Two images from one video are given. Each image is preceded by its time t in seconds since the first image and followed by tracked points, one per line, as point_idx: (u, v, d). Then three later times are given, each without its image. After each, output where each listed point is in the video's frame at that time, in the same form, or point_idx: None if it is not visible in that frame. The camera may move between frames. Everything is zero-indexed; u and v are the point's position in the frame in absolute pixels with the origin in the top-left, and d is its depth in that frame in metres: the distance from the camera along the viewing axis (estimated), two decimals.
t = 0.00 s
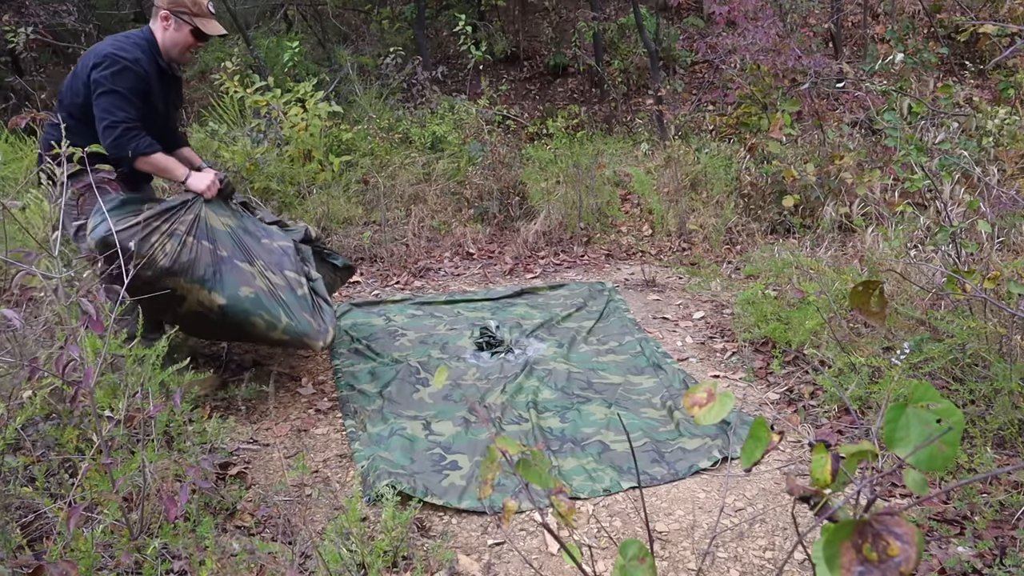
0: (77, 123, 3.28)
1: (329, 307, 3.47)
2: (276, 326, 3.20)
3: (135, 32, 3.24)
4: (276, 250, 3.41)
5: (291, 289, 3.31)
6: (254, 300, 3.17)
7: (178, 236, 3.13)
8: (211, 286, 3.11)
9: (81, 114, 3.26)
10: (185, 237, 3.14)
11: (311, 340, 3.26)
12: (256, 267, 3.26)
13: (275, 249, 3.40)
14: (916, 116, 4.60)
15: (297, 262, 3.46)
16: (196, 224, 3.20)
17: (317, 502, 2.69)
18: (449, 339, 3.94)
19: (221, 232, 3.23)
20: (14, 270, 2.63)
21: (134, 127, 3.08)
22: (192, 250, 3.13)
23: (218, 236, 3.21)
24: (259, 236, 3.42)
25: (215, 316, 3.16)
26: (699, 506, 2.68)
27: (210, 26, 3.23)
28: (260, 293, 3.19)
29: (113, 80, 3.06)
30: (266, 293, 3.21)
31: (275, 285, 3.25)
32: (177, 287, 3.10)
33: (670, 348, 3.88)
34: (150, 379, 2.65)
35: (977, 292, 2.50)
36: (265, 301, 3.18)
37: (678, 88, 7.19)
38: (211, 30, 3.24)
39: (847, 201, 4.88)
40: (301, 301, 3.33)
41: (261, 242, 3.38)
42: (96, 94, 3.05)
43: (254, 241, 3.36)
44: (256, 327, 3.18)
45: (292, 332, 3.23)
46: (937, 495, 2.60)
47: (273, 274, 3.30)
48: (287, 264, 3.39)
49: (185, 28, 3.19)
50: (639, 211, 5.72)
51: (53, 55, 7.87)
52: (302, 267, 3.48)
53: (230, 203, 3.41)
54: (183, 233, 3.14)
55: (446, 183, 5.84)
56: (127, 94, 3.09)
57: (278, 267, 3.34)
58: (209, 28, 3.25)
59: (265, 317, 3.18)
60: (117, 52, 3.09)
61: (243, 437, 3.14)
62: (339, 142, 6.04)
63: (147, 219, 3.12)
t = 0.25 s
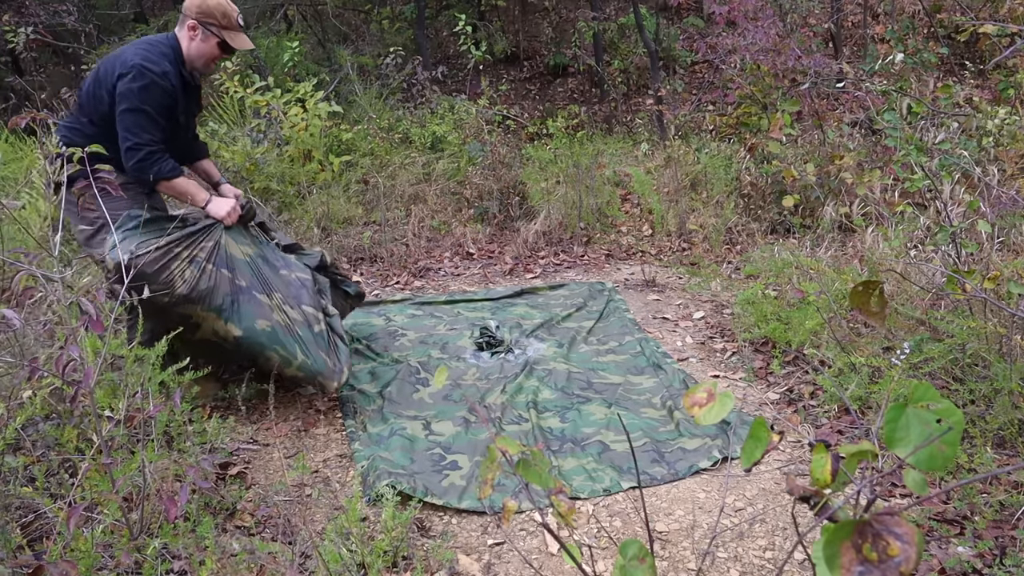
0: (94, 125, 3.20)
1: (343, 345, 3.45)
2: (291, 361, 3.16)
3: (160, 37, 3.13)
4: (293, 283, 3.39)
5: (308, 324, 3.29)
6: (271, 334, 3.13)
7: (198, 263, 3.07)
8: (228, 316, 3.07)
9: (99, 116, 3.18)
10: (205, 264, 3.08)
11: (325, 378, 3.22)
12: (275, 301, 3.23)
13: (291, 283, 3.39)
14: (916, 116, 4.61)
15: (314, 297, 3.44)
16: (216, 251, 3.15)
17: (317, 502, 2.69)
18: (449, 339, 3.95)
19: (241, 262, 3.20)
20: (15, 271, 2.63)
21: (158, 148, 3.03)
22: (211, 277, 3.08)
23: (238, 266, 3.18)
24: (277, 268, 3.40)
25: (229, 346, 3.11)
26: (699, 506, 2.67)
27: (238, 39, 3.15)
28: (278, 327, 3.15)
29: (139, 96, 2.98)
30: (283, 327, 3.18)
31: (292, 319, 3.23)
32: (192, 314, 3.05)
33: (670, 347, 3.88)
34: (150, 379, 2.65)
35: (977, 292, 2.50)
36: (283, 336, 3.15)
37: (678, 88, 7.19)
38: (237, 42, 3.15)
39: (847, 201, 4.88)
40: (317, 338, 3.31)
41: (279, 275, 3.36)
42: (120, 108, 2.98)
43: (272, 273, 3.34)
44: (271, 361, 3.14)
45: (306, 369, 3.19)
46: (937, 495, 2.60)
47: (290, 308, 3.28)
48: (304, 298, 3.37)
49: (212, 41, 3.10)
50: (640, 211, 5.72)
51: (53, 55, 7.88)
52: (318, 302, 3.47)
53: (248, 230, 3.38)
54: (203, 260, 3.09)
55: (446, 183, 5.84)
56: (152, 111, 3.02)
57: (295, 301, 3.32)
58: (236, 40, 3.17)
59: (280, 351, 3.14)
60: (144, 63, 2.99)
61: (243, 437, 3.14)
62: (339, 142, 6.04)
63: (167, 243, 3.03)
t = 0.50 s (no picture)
0: (111, 122, 3.16)
1: (346, 369, 3.36)
2: (290, 379, 3.12)
3: (180, 35, 3.11)
4: (304, 302, 3.35)
5: (313, 345, 3.23)
6: (273, 350, 3.10)
7: (210, 270, 3.09)
8: (232, 328, 3.07)
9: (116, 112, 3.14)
10: (217, 272, 3.10)
11: (323, 401, 3.16)
12: (283, 317, 3.20)
13: (301, 301, 3.34)
14: (916, 116, 4.61)
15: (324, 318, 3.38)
16: (231, 260, 3.16)
17: (317, 502, 2.69)
18: (449, 339, 3.94)
19: (252, 275, 3.19)
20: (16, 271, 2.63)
21: (184, 150, 3.04)
22: (220, 286, 3.09)
23: (249, 278, 3.17)
24: (290, 284, 3.37)
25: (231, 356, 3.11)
26: (699, 506, 2.67)
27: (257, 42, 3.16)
28: (280, 344, 3.12)
29: (164, 97, 2.97)
30: (286, 344, 3.14)
31: (296, 338, 3.18)
32: (198, 322, 3.06)
33: (670, 347, 3.88)
34: (150, 379, 2.65)
35: (978, 292, 2.50)
36: (284, 353, 3.11)
37: (678, 88, 7.19)
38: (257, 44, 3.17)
39: (847, 201, 4.87)
40: (321, 359, 3.24)
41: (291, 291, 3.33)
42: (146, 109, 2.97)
43: (284, 288, 3.31)
44: (270, 376, 3.11)
45: (304, 389, 3.14)
46: (937, 495, 2.60)
47: (298, 326, 3.24)
48: (312, 318, 3.32)
49: (232, 44, 3.11)
50: (640, 211, 5.72)
51: (53, 56, 7.88)
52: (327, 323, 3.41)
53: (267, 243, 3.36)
54: (215, 268, 3.10)
55: (446, 183, 5.84)
56: (176, 112, 3.02)
57: (303, 320, 3.27)
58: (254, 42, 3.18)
59: (280, 368, 3.10)
60: (170, 64, 2.98)
61: (243, 437, 3.14)
62: (339, 142, 6.04)
63: (181, 247, 3.05)
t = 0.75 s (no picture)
0: (127, 124, 3.18)
1: (363, 378, 3.35)
2: (311, 389, 3.09)
3: (198, 43, 3.11)
4: (320, 313, 3.35)
5: (331, 353, 3.22)
6: (293, 359, 3.08)
7: (229, 281, 3.07)
8: (251, 338, 3.05)
9: (132, 116, 3.15)
10: (235, 283, 3.09)
11: (343, 410, 3.13)
12: (301, 326, 3.20)
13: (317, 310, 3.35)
14: (916, 116, 4.61)
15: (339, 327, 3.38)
16: (249, 271, 3.16)
17: (317, 502, 2.69)
18: (449, 339, 3.94)
19: (269, 286, 3.19)
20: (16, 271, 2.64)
21: (204, 157, 3.04)
22: (239, 296, 3.07)
23: (266, 289, 3.17)
24: (305, 295, 3.37)
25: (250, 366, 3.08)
26: (699, 506, 2.67)
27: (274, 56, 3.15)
28: (300, 352, 3.10)
29: (183, 104, 2.97)
30: (307, 353, 3.12)
31: (316, 347, 3.17)
32: (217, 333, 3.03)
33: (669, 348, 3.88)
34: (150, 379, 2.65)
35: (978, 292, 2.50)
36: (305, 363, 3.09)
37: (678, 88, 7.19)
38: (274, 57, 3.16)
39: (847, 202, 4.87)
40: (340, 368, 3.23)
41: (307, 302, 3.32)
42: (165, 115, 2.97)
43: (300, 298, 3.32)
44: (290, 386, 3.08)
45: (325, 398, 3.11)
46: (937, 495, 2.60)
47: (316, 336, 3.23)
48: (329, 327, 3.31)
49: (248, 56, 3.10)
50: (639, 211, 5.72)
51: (53, 56, 7.88)
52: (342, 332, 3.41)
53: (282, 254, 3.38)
54: (234, 278, 3.09)
55: (446, 183, 5.84)
56: (195, 119, 3.02)
57: (320, 330, 3.27)
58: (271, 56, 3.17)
59: (301, 378, 3.07)
60: (188, 71, 2.98)
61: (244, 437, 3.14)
62: (339, 142, 6.04)
63: (201, 258, 3.01)
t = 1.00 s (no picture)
0: (136, 129, 3.17)
1: (373, 385, 3.31)
2: (318, 406, 3.11)
3: (207, 49, 3.10)
4: (325, 323, 3.28)
5: (338, 367, 3.16)
6: (298, 379, 3.08)
7: (230, 304, 3.06)
8: (255, 361, 3.07)
9: (142, 122, 3.15)
10: (237, 306, 3.08)
11: (353, 423, 3.12)
12: (305, 342, 3.16)
13: (322, 320, 3.28)
14: (916, 116, 4.61)
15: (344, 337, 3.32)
16: (250, 293, 3.13)
17: (317, 502, 2.69)
18: (449, 339, 3.94)
19: (271, 305, 3.15)
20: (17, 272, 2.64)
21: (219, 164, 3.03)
22: (241, 320, 3.07)
23: (268, 310, 3.14)
24: (308, 308, 3.31)
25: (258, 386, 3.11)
26: (699, 506, 2.67)
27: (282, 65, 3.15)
28: (305, 372, 3.09)
29: (195, 112, 2.97)
30: (312, 371, 3.11)
31: (321, 363, 3.13)
32: (221, 355, 3.05)
33: (669, 348, 3.88)
34: (150, 379, 2.65)
35: (977, 292, 2.50)
36: (311, 381, 3.09)
37: (678, 88, 7.20)
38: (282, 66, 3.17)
39: (847, 201, 4.87)
40: (348, 380, 3.18)
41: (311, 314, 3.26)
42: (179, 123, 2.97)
43: (303, 312, 3.26)
44: (298, 404, 3.11)
45: (333, 413, 3.12)
46: (937, 495, 2.60)
47: (322, 351, 3.18)
48: (335, 339, 3.24)
49: (257, 64, 3.10)
50: (639, 211, 5.73)
51: (54, 55, 7.94)
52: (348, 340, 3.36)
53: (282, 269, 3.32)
54: (235, 301, 3.08)
55: (446, 184, 5.85)
56: (209, 126, 3.02)
57: (326, 343, 3.21)
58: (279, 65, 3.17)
59: (307, 397, 3.09)
60: (200, 79, 2.97)
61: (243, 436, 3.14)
62: (339, 142, 6.04)
63: (202, 282, 3.02)
